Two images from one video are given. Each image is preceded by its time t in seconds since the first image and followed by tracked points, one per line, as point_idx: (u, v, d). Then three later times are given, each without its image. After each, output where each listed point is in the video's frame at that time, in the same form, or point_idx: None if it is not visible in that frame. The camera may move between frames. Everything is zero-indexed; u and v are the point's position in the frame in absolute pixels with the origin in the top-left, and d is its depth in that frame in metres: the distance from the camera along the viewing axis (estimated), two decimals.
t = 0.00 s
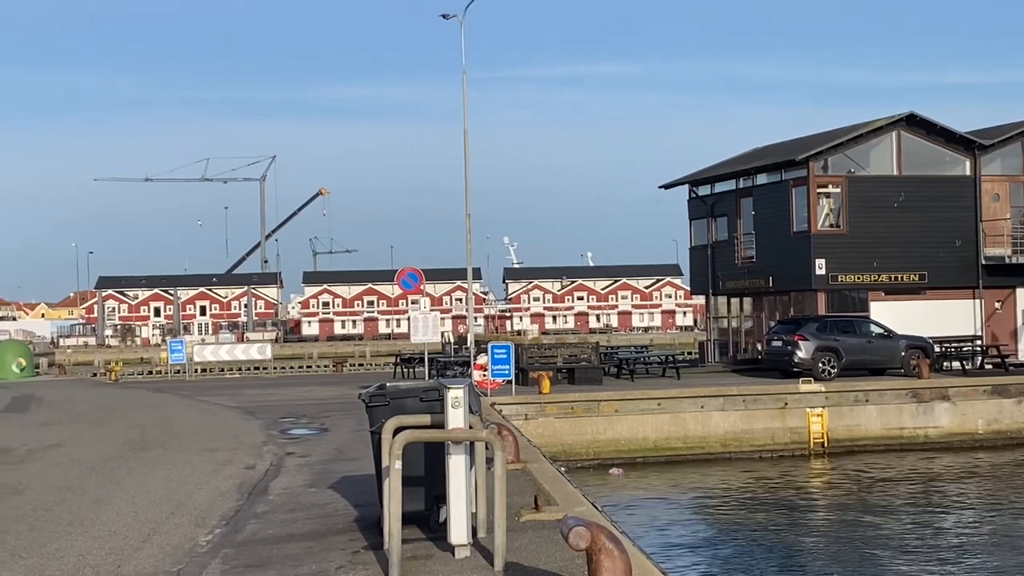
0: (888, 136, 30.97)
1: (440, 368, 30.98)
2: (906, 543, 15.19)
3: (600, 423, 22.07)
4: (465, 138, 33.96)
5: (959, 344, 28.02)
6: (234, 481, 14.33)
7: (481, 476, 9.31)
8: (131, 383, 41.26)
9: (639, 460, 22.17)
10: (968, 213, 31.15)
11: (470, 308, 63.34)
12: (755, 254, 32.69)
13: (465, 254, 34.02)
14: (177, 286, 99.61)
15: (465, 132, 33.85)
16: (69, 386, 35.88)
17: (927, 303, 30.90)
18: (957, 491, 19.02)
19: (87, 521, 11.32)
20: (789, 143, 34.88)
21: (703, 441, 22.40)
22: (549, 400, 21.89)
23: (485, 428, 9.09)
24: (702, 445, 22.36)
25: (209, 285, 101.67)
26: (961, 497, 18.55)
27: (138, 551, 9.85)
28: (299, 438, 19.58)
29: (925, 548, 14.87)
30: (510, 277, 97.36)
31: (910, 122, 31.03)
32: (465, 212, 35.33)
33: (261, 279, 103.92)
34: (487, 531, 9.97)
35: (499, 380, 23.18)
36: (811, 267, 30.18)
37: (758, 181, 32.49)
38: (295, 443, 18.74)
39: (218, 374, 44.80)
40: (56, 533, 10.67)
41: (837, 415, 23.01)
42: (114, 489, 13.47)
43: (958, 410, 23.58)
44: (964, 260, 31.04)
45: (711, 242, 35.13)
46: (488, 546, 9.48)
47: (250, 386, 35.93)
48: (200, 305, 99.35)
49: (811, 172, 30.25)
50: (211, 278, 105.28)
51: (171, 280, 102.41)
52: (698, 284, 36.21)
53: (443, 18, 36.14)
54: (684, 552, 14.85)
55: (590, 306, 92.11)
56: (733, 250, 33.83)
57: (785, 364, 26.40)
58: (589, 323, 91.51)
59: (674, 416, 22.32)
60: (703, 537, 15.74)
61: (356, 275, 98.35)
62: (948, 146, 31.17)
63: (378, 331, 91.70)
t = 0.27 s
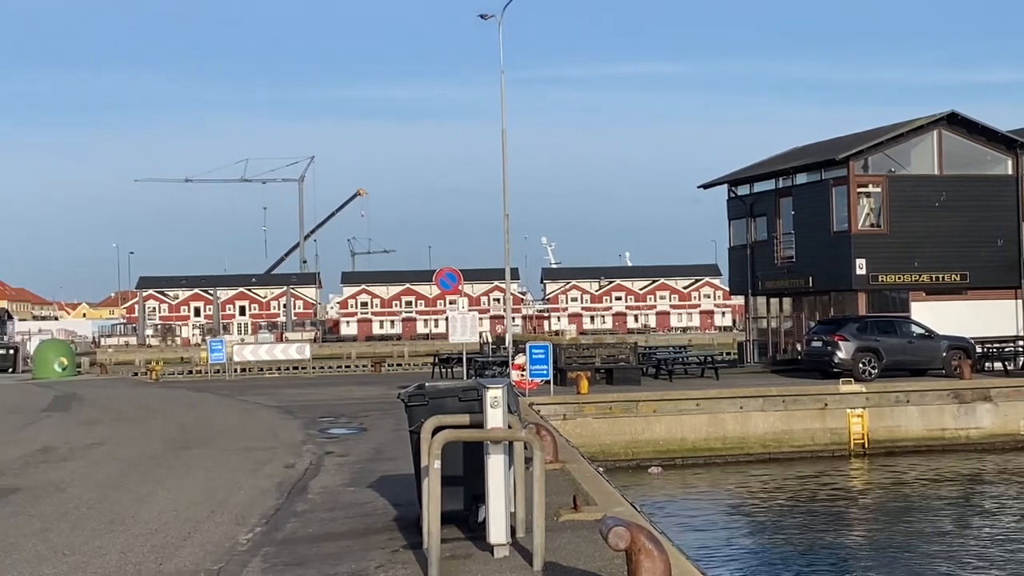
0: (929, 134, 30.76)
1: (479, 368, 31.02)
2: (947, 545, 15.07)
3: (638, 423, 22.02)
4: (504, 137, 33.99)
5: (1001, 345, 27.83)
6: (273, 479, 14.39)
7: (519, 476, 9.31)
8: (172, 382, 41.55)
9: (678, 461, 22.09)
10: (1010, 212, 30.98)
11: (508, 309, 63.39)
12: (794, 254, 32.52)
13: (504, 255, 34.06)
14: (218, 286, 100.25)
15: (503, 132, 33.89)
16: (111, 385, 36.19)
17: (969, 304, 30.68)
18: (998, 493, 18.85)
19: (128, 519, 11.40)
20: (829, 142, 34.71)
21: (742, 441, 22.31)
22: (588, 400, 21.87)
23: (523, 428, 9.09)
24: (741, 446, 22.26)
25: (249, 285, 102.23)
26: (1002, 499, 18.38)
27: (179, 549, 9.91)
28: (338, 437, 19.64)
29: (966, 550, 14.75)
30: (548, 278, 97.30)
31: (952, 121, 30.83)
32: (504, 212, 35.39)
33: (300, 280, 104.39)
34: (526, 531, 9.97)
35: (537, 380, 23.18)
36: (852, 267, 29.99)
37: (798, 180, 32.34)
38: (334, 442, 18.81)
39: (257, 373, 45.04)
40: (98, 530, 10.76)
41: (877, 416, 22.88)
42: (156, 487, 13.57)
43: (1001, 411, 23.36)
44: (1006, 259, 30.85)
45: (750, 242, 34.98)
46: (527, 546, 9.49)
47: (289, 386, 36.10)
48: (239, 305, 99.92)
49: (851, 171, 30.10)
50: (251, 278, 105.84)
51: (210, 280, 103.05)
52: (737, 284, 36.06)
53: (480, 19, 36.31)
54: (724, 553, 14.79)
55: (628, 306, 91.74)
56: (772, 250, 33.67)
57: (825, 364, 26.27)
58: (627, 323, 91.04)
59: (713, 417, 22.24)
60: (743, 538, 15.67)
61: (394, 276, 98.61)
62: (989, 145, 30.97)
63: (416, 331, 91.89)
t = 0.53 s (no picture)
0: (968, 134, 30.66)
1: (514, 368, 31.03)
2: (986, 547, 14.93)
3: (674, 424, 21.97)
4: (541, 138, 34.02)
5: None
6: (310, 479, 14.45)
7: (555, 476, 9.29)
8: (209, 382, 41.80)
9: (715, 462, 22.01)
10: None
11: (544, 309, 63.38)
12: (831, 254, 32.34)
13: (539, 255, 34.05)
14: (254, 286, 100.78)
15: (540, 133, 33.88)
16: (149, 385, 36.46)
17: (1008, 304, 30.39)
18: None
19: (166, 518, 11.46)
20: (867, 142, 34.52)
21: (779, 442, 22.20)
22: (624, 400, 21.83)
23: (560, 428, 9.07)
24: (779, 447, 22.16)
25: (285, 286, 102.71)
26: None
27: (216, 548, 9.96)
28: (373, 437, 19.68)
29: (1005, 553, 14.60)
30: (583, 279, 97.21)
31: (991, 121, 30.75)
32: (540, 212, 35.39)
33: (336, 280, 104.75)
34: (562, 531, 9.97)
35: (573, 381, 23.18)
36: (890, 268, 29.79)
37: (835, 180, 32.20)
38: (370, 442, 18.87)
39: (294, 373, 45.21)
40: (136, 529, 10.82)
41: (915, 417, 22.73)
42: (193, 486, 13.64)
43: None
44: None
45: (787, 242, 34.81)
46: (562, 547, 9.47)
47: (326, 386, 36.23)
48: (275, 306, 100.41)
49: (888, 171, 29.98)
50: (288, 279, 106.29)
51: (247, 281, 103.58)
52: (774, 284, 35.88)
53: (516, 18, 36.37)
54: (761, 554, 14.72)
55: (663, 307, 91.65)
56: (809, 251, 33.49)
57: (863, 365, 26.14)
58: (663, 324, 90.96)
59: (750, 418, 22.16)
60: (780, 539, 15.59)
61: (430, 276, 98.79)
62: None
63: (451, 331, 92.04)
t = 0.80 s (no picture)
0: (1003, 134, 30.60)
1: (547, 369, 30.99)
2: None
3: (707, 426, 21.90)
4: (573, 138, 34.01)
5: None
6: (343, 479, 14.48)
7: (588, 477, 9.25)
8: (242, 383, 41.95)
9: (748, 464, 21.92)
10: None
11: (576, 310, 63.16)
12: (866, 255, 32.15)
13: (572, 256, 34.01)
14: (287, 287, 101.18)
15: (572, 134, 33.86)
16: (183, 386, 36.66)
17: None
18: None
19: (200, 518, 11.50)
20: (901, 142, 34.34)
21: (813, 444, 22.10)
22: (656, 402, 21.76)
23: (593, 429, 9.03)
24: (813, 448, 22.06)
25: (318, 288, 103.05)
26: None
27: (250, 548, 9.98)
28: (405, 438, 19.67)
29: None
30: (616, 280, 97.01)
31: None
32: (572, 213, 35.36)
33: (369, 281, 104.99)
34: (595, 533, 9.94)
35: (605, 382, 23.13)
36: (925, 269, 29.57)
37: (869, 181, 32.02)
38: (402, 443, 18.88)
39: (327, 374, 45.32)
40: (171, 529, 10.87)
41: (950, 419, 22.54)
42: (227, 486, 13.70)
43: None
44: None
45: (821, 243, 34.63)
46: (596, 548, 9.45)
47: (358, 386, 36.30)
48: (308, 307, 100.76)
49: (923, 172, 29.76)
50: (321, 280, 106.70)
51: (280, 282, 103.97)
52: (808, 286, 35.72)
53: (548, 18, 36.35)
54: (794, 557, 14.62)
55: (697, 307, 91.48)
56: (843, 251, 33.30)
57: (897, 366, 25.99)
58: (695, 326, 90.21)
59: (783, 419, 22.06)
60: (815, 541, 15.48)
61: (461, 277, 98.86)
62: None
63: (483, 332, 92.08)
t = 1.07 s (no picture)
0: None
1: (576, 371, 30.94)
2: None
3: (737, 428, 21.82)
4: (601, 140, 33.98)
5: None
6: (373, 481, 14.50)
7: (617, 479, 9.23)
8: (272, 385, 42.07)
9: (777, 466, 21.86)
10: None
11: (605, 311, 63.09)
12: (897, 256, 31.97)
13: (601, 258, 33.95)
14: (317, 289, 101.47)
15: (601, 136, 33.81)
16: (214, 388, 36.82)
17: None
18: None
19: (230, 518, 11.54)
20: (932, 143, 34.18)
21: (843, 447, 22.02)
22: (686, 403, 21.70)
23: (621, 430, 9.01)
24: (843, 451, 21.97)
25: (347, 289, 103.28)
26: None
27: (280, 549, 10.01)
28: (434, 440, 19.67)
29: None
30: (645, 282, 96.83)
31: None
32: (601, 215, 35.32)
33: (397, 283, 105.17)
34: (624, 535, 9.91)
35: (634, 384, 23.08)
36: (956, 270, 29.40)
37: (901, 182, 31.85)
38: (431, 444, 18.91)
39: (356, 376, 45.41)
40: (202, 530, 10.91)
41: (982, 421, 22.39)
42: (257, 487, 13.74)
43: None
44: None
45: (851, 244, 34.46)
46: (625, 550, 9.42)
47: (388, 388, 36.35)
48: (337, 308, 101.01)
49: (955, 173, 29.67)
50: (349, 282, 106.97)
51: (309, 284, 104.26)
52: (838, 288, 35.56)
53: (577, 19, 36.28)
54: (825, 559, 14.53)
55: (726, 309, 91.28)
56: (874, 253, 33.12)
57: (929, 368, 25.85)
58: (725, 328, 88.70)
59: (813, 422, 21.99)
60: (846, 544, 15.40)
61: (490, 279, 98.85)
62: None
63: (512, 334, 92.18)
